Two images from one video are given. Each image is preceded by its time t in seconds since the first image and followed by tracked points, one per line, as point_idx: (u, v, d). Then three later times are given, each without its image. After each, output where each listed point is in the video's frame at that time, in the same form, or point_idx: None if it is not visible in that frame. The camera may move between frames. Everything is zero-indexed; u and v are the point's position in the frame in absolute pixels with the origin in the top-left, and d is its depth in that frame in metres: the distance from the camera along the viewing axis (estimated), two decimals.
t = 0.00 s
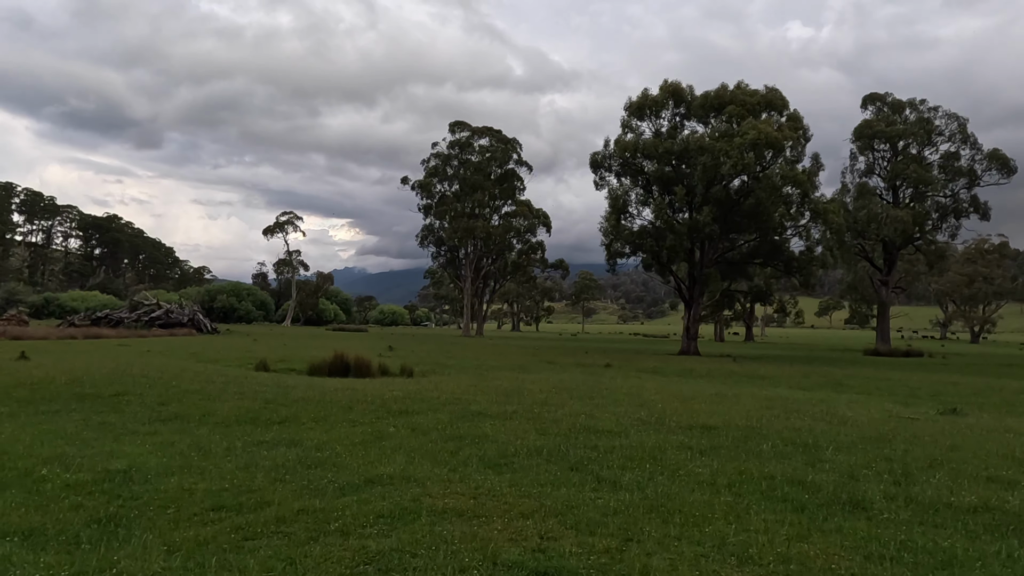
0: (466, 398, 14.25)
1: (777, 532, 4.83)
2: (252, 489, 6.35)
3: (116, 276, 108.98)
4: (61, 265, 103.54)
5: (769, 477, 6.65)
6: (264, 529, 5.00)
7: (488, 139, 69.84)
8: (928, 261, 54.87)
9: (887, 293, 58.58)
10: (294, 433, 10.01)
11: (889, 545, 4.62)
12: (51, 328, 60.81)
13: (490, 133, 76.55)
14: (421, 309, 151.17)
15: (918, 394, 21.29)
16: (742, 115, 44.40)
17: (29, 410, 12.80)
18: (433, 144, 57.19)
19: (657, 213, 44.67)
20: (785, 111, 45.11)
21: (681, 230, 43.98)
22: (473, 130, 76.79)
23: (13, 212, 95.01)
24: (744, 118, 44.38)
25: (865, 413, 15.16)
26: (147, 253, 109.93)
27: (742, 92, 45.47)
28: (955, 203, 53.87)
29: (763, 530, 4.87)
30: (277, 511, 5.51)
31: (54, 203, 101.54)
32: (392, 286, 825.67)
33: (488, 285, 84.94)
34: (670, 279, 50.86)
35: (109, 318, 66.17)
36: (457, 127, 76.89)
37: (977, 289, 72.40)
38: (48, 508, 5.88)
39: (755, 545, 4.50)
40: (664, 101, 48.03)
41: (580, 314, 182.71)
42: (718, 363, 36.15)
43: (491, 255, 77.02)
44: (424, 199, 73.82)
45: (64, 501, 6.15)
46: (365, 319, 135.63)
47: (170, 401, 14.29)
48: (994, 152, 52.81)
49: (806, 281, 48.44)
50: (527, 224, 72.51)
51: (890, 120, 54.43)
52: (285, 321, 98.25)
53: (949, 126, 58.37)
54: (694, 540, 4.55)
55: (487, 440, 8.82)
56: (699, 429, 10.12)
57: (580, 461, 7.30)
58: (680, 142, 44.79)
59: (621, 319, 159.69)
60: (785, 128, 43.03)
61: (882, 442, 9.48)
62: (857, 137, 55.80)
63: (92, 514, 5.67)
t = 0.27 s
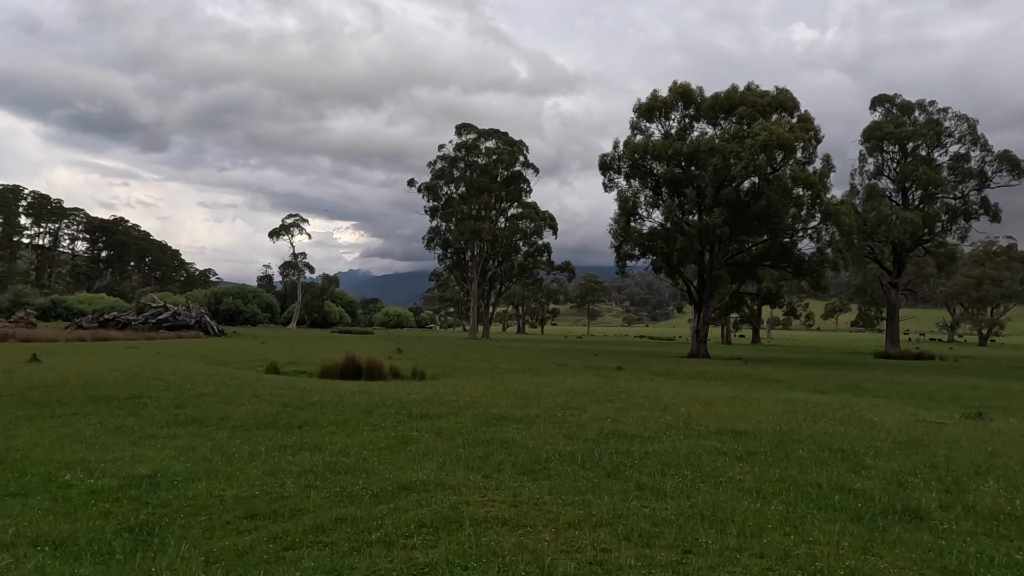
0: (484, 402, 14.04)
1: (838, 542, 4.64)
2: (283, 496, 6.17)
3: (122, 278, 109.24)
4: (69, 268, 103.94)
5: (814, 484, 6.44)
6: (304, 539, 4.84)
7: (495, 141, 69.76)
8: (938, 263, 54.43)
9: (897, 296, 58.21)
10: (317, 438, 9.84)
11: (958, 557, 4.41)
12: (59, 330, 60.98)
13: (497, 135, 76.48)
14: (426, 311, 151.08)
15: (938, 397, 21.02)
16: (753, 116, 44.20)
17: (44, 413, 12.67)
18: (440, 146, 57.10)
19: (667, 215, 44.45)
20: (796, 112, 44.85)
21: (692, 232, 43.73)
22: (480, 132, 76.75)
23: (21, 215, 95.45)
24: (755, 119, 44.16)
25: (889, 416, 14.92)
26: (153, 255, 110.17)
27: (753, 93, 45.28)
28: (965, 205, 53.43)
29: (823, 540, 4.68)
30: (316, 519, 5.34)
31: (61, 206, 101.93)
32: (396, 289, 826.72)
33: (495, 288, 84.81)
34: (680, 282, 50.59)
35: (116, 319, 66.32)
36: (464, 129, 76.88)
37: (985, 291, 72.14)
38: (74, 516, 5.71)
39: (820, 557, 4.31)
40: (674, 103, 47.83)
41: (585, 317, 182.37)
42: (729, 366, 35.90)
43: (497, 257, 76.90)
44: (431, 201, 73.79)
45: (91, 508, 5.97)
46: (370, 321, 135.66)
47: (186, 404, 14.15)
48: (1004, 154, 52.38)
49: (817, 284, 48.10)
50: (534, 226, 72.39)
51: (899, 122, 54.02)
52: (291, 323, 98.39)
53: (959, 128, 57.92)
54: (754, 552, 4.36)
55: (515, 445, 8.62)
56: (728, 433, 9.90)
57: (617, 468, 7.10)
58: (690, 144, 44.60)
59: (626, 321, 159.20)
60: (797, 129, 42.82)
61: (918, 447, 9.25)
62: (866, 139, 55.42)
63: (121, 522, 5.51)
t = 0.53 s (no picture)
0: (510, 402, 13.84)
1: (918, 552, 4.41)
2: (325, 499, 6.00)
3: (135, 279, 109.87)
4: (83, 268, 104.65)
5: (873, 489, 6.21)
6: (357, 545, 4.66)
7: (506, 141, 69.62)
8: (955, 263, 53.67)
9: (914, 296, 57.54)
10: (347, 439, 9.67)
11: None
12: (74, 331, 61.36)
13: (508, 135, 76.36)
14: (436, 312, 151.07)
15: (965, 398, 20.59)
16: (770, 114, 43.82)
17: (69, 413, 12.59)
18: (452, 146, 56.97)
19: (683, 214, 44.09)
20: (814, 110, 44.41)
21: (708, 231, 43.35)
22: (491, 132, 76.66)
23: (35, 216, 96.22)
24: (772, 117, 43.76)
25: (919, 417, 14.57)
26: (166, 256, 110.75)
27: (770, 91, 44.90)
28: (984, 203, 52.67)
29: (903, 550, 4.44)
30: (365, 523, 5.16)
31: (75, 207, 102.67)
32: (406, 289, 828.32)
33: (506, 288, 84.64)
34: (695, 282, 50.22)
35: (131, 320, 66.65)
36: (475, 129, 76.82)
37: (1002, 290, 71.20)
38: (114, 518, 5.56)
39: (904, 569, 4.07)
40: (689, 101, 47.48)
41: (594, 317, 181.73)
42: (747, 366, 35.52)
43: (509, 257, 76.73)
44: (442, 202, 73.74)
45: (130, 510, 5.81)
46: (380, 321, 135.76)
47: (210, 404, 14.05)
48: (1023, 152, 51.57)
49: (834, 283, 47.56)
50: (545, 226, 72.18)
51: (916, 120, 53.30)
52: (302, 323, 98.64)
53: (976, 125, 57.13)
54: (834, 563, 4.14)
55: (552, 447, 8.42)
56: (767, 436, 9.64)
57: (664, 471, 6.88)
58: (706, 142, 44.25)
59: (636, 322, 158.40)
60: (815, 127, 42.38)
61: (967, 450, 8.94)
62: (882, 137, 54.73)
63: (163, 526, 5.36)
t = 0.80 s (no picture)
0: (531, 405, 13.66)
1: (999, 565, 4.18)
2: (364, 504, 5.82)
3: (144, 281, 110.24)
4: (91, 271, 104.94)
5: (929, 495, 5.99)
6: (408, 552, 4.51)
7: (515, 143, 69.50)
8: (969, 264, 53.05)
9: (926, 298, 57.04)
10: (373, 442, 9.51)
11: None
12: (85, 333, 61.46)
13: (517, 137, 76.22)
14: (443, 314, 150.89)
15: (986, 402, 20.23)
16: (783, 115, 43.55)
17: (88, 415, 12.46)
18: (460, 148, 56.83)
19: (696, 216, 43.78)
20: (828, 110, 44.09)
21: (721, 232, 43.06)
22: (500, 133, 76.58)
23: (45, 219, 96.56)
24: (786, 118, 43.47)
25: (947, 420, 14.23)
26: (174, 258, 111.03)
27: (783, 91, 44.65)
28: (998, 204, 52.01)
29: (979, 559, 4.25)
30: (411, 531, 4.98)
31: (84, 210, 103.16)
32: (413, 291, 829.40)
33: (514, 290, 84.44)
34: (708, 283, 49.91)
35: (141, 322, 66.81)
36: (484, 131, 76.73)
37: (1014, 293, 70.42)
38: (151, 523, 5.41)
39: None
40: (702, 102, 47.24)
41: (601, 319, 181.05)
42: (763, 369, 35.16)
43: (517, 259, 76.53)
44: (451, 204, 73.67)
45: (165, 515, 5.65)
46: (388, 324, 135.67)
47: (229, 406, 13.92)
48: None
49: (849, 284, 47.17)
50: (554, 228, 71.99)
51: (928, 120, 52.75)
52: (310, 325, 98.62)
53: (989, 126, 56.51)
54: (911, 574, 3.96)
55: (586, 451, 8.22)
56: (802, 440, 9.41)
57: (709, 476, 6.67)
58: (719, 143, 43.97)
59: (643, 324, 157.70)
60: (830, 127, 42.06)
61: (1011, 455, 8.65)
62: (894, 138, 54.23)
63: (203, 532, 5.20)
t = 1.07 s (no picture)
0: (556, 406, 13.45)
1: None
2: (408, 512, 5.59)
3: (155, 283, 110.65)
4: (103, 272, 105.39)
5: (999, 504, 5.70)
6: (464, 565, 4.27)
7: (526, 144, 69.27)
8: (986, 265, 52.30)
9: (941, 299, 56.40)
10: (403, 445, 9.29)
11: None
12: (98, 334, 61.66)
13: (527, 138, 75.98)
14: (452, 315, 150.74)
15: (1011, 405, 19.81)
16: (800, 114, 43.10)
17: (110, 416, 12.32)
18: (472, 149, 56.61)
19: (711, 216, 43.41)
20: (845, 109, 43.61)
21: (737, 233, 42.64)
22: (510, 134, 76.34)
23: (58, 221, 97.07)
24: (803, 117, 43.02)
25: (978, 423, 13.87)
26: (185, 260, 111.35)
27: (800, 90, 44.21)
28: (1015, 204, 51.23)
29: None
30: (462, 540, 4.75)
31: (96, 212, 103.63)
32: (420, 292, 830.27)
33: (525, 291, 84.20)
34: (723, 284, 49.50)
35: (153, 324, 67.00)
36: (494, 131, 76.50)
37: None
38: (189, 531, 5.20)
39: None
40: (716, 101, 46.85)
41: (610, 320, 180.44)
42: (781, 371, 34.77)
43: (528, 260, 76.29)
44: (461, 205, 73.51)
45: (202, 522, 5.45)
46: (397, 325, 135.65)
47: (251, 407, 13.77)
48: None
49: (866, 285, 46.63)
50: (565, 229, 71.68)
51: (944, 120, 52.05)
52: (321, 326, 98.71)
53: (1006, 125, 55.75)
54: None
55: (626, 456, 7.95)
56: (844, 443, 9.11)
57: (762, 482, 6.40)
58: (735, 142, 43.57)
59: (652, 325, 157.03)
60: (847, 126, 41.58)
61: None
62: (908, 138, 53.56)
63: (244, 539, 4.99)
